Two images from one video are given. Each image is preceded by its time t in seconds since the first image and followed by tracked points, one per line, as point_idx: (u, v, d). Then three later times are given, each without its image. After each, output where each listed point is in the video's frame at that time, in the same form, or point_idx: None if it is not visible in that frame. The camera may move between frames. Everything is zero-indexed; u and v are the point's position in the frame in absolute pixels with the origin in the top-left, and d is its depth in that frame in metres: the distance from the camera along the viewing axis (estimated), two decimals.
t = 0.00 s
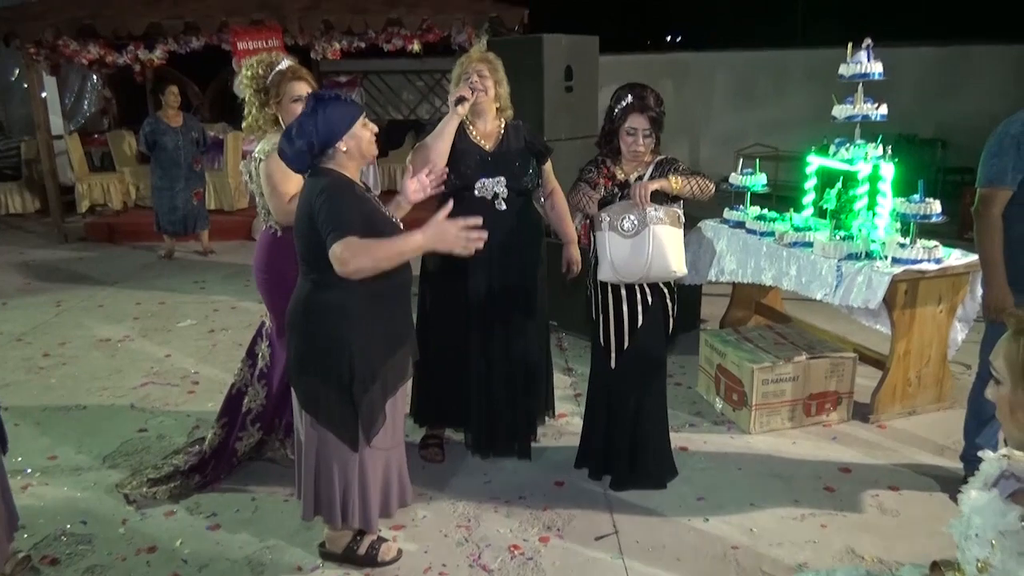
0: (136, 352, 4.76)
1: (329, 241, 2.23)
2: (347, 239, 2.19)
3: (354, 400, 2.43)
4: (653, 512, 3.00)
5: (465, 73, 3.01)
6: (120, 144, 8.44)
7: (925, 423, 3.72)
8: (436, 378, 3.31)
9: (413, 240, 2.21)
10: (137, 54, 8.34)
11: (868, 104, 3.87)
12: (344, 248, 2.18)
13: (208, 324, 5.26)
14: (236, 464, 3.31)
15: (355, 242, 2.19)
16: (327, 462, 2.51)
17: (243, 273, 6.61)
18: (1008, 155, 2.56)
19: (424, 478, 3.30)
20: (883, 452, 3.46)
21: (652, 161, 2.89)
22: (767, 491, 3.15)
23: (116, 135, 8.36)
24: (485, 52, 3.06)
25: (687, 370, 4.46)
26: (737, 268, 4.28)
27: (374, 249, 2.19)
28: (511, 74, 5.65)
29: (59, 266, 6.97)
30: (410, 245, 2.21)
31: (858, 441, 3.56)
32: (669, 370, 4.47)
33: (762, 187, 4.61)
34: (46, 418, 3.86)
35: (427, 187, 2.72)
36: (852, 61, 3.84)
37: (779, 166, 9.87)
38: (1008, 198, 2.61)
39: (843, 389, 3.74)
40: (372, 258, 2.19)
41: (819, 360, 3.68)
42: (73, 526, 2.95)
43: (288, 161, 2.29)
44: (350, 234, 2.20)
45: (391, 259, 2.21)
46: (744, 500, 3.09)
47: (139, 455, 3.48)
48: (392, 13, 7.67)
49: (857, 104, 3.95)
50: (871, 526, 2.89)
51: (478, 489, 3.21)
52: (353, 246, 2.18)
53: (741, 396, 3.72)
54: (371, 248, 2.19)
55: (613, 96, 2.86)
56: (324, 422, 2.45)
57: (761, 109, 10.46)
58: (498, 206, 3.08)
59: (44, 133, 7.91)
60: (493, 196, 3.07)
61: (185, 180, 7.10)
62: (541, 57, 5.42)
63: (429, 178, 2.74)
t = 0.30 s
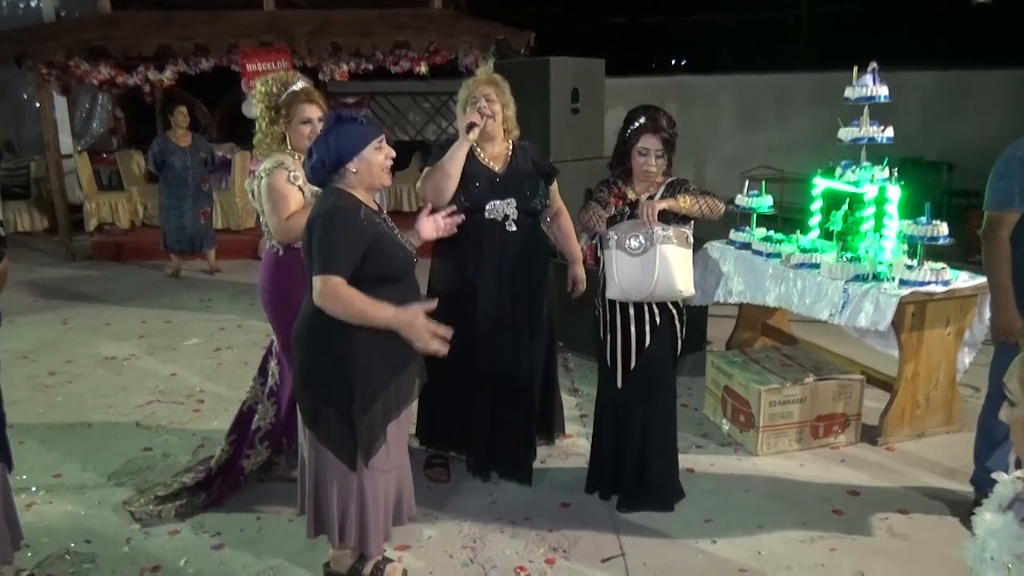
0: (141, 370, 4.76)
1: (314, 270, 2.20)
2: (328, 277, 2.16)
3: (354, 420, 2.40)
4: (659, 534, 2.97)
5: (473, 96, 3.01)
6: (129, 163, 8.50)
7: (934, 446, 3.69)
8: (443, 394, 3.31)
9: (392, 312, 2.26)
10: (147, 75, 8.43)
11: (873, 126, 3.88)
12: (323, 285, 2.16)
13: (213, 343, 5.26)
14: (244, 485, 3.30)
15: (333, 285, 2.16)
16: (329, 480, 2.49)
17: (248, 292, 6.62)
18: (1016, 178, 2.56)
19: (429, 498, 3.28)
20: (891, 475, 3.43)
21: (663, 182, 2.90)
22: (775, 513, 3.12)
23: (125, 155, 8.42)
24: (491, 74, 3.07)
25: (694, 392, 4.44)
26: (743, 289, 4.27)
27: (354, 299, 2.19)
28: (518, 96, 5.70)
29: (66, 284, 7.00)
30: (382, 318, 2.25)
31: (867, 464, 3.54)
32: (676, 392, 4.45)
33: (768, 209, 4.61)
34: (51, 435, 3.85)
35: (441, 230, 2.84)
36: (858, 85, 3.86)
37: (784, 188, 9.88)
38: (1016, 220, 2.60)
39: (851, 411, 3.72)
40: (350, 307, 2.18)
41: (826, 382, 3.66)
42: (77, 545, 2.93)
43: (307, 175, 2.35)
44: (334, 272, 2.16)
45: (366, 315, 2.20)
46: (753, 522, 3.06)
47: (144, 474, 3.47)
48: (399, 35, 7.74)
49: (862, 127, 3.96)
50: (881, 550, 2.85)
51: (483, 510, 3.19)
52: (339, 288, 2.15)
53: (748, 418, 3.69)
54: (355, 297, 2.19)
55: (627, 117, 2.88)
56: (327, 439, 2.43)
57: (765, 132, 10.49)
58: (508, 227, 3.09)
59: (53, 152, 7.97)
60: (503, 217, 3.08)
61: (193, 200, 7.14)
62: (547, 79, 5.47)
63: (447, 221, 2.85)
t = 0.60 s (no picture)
0: (137, 382, 4.74)
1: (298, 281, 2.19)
2: (312, 292, 2.15)
3: (349, 432, 2.38)
4: (656, 549, 2.95)
5: (470, 113, 3.02)
6: (127, 175, 8.49)
7: (932, 460, 3.68)
8: (438, 407, 3.30)
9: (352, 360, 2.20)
10: (147, 87, 8.43)
11: (870, 141, 3.90)
12: (305, 300, 2.16)
13: (210, 355, 5.25)
14: (240, 498, 3.27)
15: (316, 304, 2.15)
16: (324, 493, 2.47)
17: (245, 304, 6.61)
18: (1011, 192, 2.58)
19: (425, 511, 3.26)
20: (889, 489, 3.42)
21: (661, 195, 2.91)
22: (772, 528, 3.11)
23: (123, 166, 8.41)
24: (488, 89, 3.08)
25: (691, 405, 4.43)
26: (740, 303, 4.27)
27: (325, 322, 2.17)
28: (516, 110, 5.72)
29: (62, 295, 6.98)
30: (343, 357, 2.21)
31: (864, 478, 3.53)
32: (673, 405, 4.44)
33: (765, 222, 4.62)
34: (45, 447, 3.83)
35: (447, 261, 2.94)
36: (854, 99, 3.88)
37: (781, 203, 9.91)
38: (1011, 234, 2.61)
39: (849, 425, 3.71)
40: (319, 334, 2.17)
41: (824, 396, 3.65)
42: (70, 557, 2.91)
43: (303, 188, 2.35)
44: (319, 289, 2.16)
45: (333, 347, 2.18)
46: (750, 537, 3.04)
47: (139, 486, 3.45)
48: (398, 49, 7.78)
49: (859, 141, 3.97)
50: (879, 565, 2.84)
51: (479, 523, 3.17)
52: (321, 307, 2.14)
53: (746, 431, 3.68)
54: (331, 324, 2.17)
55: (628, 129, 2.89)
56: (321, 452, 2.41)
57: (762, 146, 10.53)
58: (507, 241, 3.09)
59: (52, 164, 7.97)
60: (501, 231, 3.08)
61: (191, 212, 7.15)
62: (545, 93, 5.49)
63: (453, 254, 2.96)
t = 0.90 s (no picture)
0: (128, 389, 4.71)
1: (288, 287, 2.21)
2: (299, 293, 2.17)
3: (343, 438, 2.36)
4: (647, 558, 2.94)
5: (464, 121, 3.02)
6: (120, 181, 8.48)
7: (923, 471, 3.68)
8: (427, 418, 3.26)
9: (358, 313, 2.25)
10: (142, 93, 8.38)
11: (862, 152, 3.91)
12: (292, 302, 2.17)
13: (202, 362, 5.23)
14: (228, 503, 3.25)
15: (304, 299, 2.17)
16: (315, 501, 2.44)
17: (238, 311, 6.58)
18: (999, 203, 2.58)
19: (417, 521, 3.25)
20: (881, 500, 3.42)
21: (653, 205, 2.90)
22: (763, 538, 3.10)
23: (117, 172, 8.40)
24: (482, 97, 3.08)
25: (684, 415, 4.43)
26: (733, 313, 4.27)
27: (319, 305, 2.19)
28: (510, 119, 5.73)
29: (54, 301, 6.95)
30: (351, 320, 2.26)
31: (856, 488, 3.52)
32: (666, 415, 4.44)
33: (758, 233, 4.63)
34: (34, 453, 3.81)
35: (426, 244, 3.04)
36: (847, 111, 3.89)
37: (775, 214, 9.94)
38: (1000, 245, 2.62)
39: (840, 435, 3.72)
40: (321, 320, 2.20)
41: (816, 406, 3.66)
42: (56, 565, 2.89)
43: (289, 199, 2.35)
44: (305, 289, 2.17)
45: (336, 321, 2.21)
46: (742, 547, 3.04)
47: (127, 493, 3.43)
48: (394, 57, 7.79)
49: (852, 152, 3.99)
50: None
51: (470, 532, 3.16)
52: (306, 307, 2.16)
53: (738, 441, 3.68)
54: (321, 313, 2.19)
55: (620, 139, 2.89)
56: (312, 459, 2.37)
57: (756, 158, 10.58)
58: (498, 249, 3.09)
59: (45, 170, 7.95)
60: (493, 239, 3.09)
61: (184, 218, 7.13)
62: (540, 103, 5.51)
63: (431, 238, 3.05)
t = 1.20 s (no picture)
0: (119, 396, 4.69)
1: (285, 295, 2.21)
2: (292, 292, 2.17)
3: (337, 445, 2.33)
4: (640, 566, 2.93)
5: (457, 128, 3.04)
6: (113, 187, 8.34)
7: (915, 478, 3.68)
8: (420, 427, 3.25)
9: (332, 255, 2.12)
10: (135, 99, 8.39)
11: (853, 160, 3.92)
12: (290, 304, 2.17)
13: (194, 369, 5.21)
14: (220, 510, 3.24)
15: (297, 294, 2.16)
16: (309, 510, 2.40)
17: (230, 318, 6.56)
18: (986, 212, 2.60)
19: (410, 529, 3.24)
20: (873, 507, 3.42)
21: (641, 213, 2.91)
22: (754, 546, 3.10)
23: (109, 178, 8.26)
24: (476, 105, 3.09)
25: (676, 422, 4.43)
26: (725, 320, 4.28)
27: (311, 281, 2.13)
28: (504, 126, 5.74)
29: (45, 308, 6.93)
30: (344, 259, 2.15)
31: (848, 496, 3.53)
32: (658, 422, 4.44)
33: (750, 240, 4.64)
34: (23, 461, 3.79)
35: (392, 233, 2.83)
36: (838, 119, 3.90)
37: (769, 221, 9.97)
38: (988, 254, 2.63)
39: (833, 442, 3.72)
40: (328, 297, 2.15)
41: (808, 413, 3.66)
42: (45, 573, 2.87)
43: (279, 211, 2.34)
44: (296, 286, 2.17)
45: (331, 278, 2.13)
46: (734, 555, 3.03)
47: (118, 501, 3.41)
48: (388, 64, 7.80)
49: (843, 160, 4.00)
50: None
51: (464, 541, 3.15)
52: (306, 317, 2.17)
53: (730, 449, 3.68)
54: (320, 304, 2.16)
55: (610, 147, 2.91)
56: (306, 467, 2.35)
57: (749, 165, 10.62)
58: (489, 257, 3.10)
59: (37, 176, 7.93)
60: (484, 247, 3.09)
61: (177, 224, 7.11)
62: (534, 110, 5.51)
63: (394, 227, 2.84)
